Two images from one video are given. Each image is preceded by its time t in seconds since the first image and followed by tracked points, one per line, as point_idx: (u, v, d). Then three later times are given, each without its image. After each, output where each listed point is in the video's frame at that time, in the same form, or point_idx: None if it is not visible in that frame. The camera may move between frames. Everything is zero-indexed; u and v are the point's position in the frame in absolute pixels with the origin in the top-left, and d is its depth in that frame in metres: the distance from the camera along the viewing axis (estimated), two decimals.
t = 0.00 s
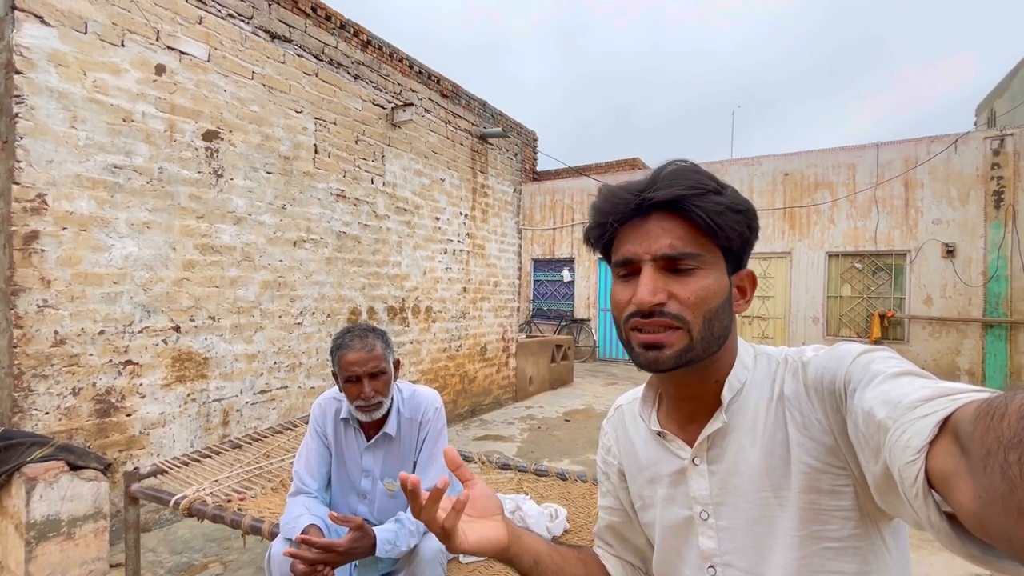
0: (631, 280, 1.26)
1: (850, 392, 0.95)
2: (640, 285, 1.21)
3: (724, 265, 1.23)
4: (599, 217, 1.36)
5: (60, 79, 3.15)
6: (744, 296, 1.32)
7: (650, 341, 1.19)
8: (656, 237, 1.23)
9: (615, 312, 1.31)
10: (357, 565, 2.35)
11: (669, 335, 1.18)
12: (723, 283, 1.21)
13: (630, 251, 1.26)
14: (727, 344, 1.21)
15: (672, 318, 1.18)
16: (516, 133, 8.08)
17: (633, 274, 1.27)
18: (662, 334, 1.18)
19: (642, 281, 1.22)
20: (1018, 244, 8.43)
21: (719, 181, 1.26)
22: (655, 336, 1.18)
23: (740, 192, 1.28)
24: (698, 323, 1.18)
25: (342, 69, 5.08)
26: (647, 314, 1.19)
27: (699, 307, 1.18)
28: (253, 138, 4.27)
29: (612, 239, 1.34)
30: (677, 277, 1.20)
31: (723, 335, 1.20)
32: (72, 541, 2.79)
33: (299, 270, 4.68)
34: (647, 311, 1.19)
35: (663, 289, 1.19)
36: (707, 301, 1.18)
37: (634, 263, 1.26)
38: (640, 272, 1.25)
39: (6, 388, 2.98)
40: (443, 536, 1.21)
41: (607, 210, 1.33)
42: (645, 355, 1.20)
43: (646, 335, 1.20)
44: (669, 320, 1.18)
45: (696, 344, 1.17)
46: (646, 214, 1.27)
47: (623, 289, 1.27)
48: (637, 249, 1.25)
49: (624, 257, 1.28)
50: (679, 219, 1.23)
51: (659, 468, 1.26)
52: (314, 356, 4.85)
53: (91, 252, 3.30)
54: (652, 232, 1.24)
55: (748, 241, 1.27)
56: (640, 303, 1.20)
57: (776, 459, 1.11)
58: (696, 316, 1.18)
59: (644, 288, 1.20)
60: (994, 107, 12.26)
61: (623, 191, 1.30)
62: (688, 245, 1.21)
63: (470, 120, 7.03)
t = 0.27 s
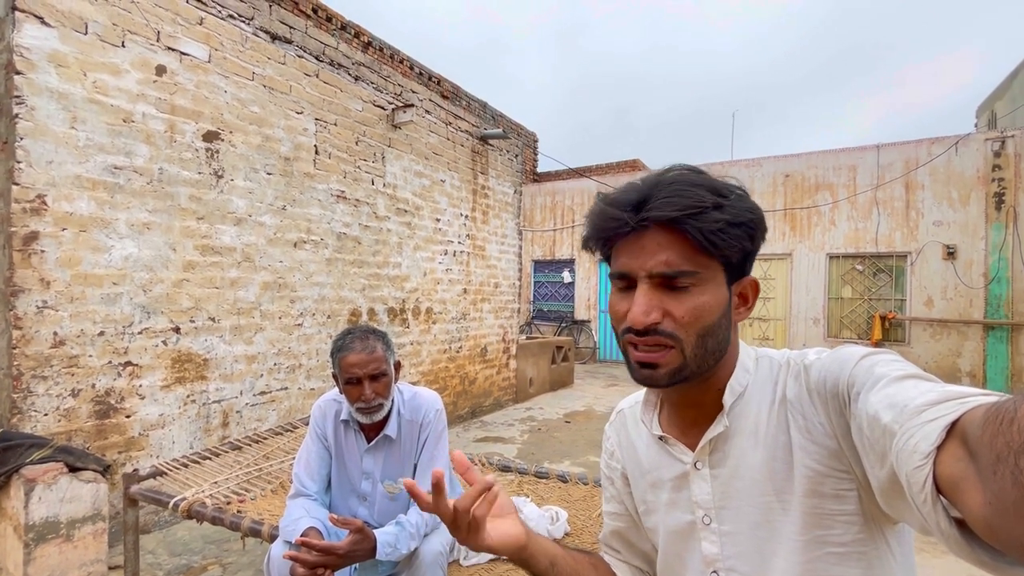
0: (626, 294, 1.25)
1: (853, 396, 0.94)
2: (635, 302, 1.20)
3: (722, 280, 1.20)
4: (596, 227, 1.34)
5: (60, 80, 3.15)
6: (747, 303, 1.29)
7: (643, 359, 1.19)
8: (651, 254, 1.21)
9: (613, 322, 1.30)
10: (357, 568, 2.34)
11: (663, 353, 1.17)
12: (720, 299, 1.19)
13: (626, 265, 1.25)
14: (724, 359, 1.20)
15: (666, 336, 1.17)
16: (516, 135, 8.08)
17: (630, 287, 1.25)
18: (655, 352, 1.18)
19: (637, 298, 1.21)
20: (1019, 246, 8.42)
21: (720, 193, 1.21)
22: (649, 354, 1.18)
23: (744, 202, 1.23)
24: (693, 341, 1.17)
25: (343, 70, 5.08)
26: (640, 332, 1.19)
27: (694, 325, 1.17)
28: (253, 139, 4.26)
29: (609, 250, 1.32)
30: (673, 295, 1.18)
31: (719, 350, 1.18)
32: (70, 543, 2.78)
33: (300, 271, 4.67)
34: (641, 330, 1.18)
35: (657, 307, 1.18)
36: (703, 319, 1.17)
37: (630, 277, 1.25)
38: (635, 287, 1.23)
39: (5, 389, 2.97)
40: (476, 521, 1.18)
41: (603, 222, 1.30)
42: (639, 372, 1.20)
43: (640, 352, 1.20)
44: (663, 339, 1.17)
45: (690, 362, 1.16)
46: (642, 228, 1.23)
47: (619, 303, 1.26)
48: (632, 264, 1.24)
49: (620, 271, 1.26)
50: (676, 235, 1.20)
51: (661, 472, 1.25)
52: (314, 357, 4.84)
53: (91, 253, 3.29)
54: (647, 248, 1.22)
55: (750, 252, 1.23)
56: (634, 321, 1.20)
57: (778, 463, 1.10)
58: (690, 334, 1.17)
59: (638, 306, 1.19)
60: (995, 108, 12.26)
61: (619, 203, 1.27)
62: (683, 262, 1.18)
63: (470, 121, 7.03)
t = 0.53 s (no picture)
0: (647, 281, 1.25)
1: (847, 394, 0.95)
2: (661, 288, 1.21)
3: (736, 271, 1.26)
4: (614, 214, 1.32)
5: (64, 81, 3.17)
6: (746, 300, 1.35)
7: (667, 344, 1.19)
8: (678, 240, 1.23)
9: (625, 312, 1.29)
10: (358, 567, 2.35)
11: (687, 338, 1.18)
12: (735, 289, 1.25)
13: (650, 251, 1.25)
14: (735, 349, 1.24)
15: (690, 322, 1.19)
16: (517, 135, 8.09)
17: (650, 275, 1.26)
18: (679, 337, 1.18)
19: (663, 284, 1.21)
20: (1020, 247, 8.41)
21: (737, 188, 1.29)
22: (674, 340, 1.18)
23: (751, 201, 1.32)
24: (714, 327, 1.19)
25: (345, 71, 5.09)
26: (667, 317, 1.19)
27: (714, 312, 1.20)
28: (255, 140, 4.28)
29: (627, 237, 1.31)
30: (697, 282, 1.21)
31: (732, 340, 1.22)
32: (73, 542, 2.79)
33: (301, 272, 4.69)
34: (667, 314, 1.19)
35: (684, 293, 1.20)
36: (722, 307, 1.20)
37: (651, 264, 1.25)
38: (658, 274, 1.24)
39: (9, 388, 2.99)
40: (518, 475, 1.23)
41: (627, 207, 1.29)
42: (661, 358, 1.19)
43: (664, 337, 1.19)
44: (688, 324, 1.18)
45: (713, 349, 1.18)
46: (667, 216, 1.26)
47: (638, 291, 1.26)
48: (656, 251, 1.24)
49: (641, 257, 1.26)
50: (701, 224, 1.24)
51: (658, 469, 1.25)
52: (315, 357, 4.85)
53: (94, 253, 3.30)
54: (673, 235, 1.23)
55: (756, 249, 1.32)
56: (660, 306, 1.20)
57: (774, 460, 1.11)
58: (712, 320, 1.19)
59: (666, 291, 1.20)
60: (996, 109, 12.26)
61: (645, 189, 1.28)
62: (708, 250, 1.22)
63: (472, 122, 7.04)
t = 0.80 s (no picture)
0: (646, 287, 1.24)
1: (848, 393, 0.94)
2: (661, 294, 1.20)
3: (734, 274, 1.26)
4: (611, 221, 1.31)
5: (66, 80, 3.17)
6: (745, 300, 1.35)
7: (669, 350, 1.18)
8: (676, 245, 1.22)
9: (624, 317, 1.28)
10: (359, 567, 2.35)
11: (689, 343, 1.18)
12: (734, 292, 1.24)
13: (648, 257, 1.24)
14: (735, 351, 1.24)
15: (691, 327, 1.18)
16: (519, 135, 8.09)
17: (649, 280, 1.25)
18: (681, 343, 1.18)
19: (662, 290, 1.21)
20: None
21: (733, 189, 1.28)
22: (676, 346, 1.18)
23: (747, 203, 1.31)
24: (715, 332, 1.19)
25: (347, 71, 5.09)
26: (667, 324, 1.18)
27: (715, 317, 1.20)
28: (257, 140, 4.28)
29: (624, 244, 1.30)
30: (696, 287, 1.21)
31: (733, 342, 1.22)
32: (75, 541, 2.79)
33: (303, 271, 4.69)
34: (668, 321, 1.18)
35: (684, 299, 1.19)
36: (722, 311, 1.20)
37: (650, 270, 1.24)
38: (657, 280, 1.23)
39: (12, 388, 2.99)
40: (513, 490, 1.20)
41: (623, 214, 1.28)
42: (663, 365, 1.19)
43: (665, 343, 1.19)
44: (689, 330, 1.18)
45: (715, 353, 1.18)
46: (665, 221, 1.24)
47: (637, 297, 1.25)
48: (655, 257, 1.23)
49: (639, 263, 1.25)
50: (699, 228, 1.23)
51: (660, 470, 1.25)
52: (317, 357, 4.85)
53: (96, 253, 3.31)
54: (671, 240, 1.23)
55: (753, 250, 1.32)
56: (661, 313, 1.19)
57: (776, 461, 1.10)
58: (712, 325, 1.19)
59: (666, 298, 1.19)
60: (999, 109, 12.23)
61: (642, 195, 1.26)
62: (707, 254, 1.21)
63: (474, 122, 7.05)
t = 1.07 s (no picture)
0: (648, 287, 1.24)
1: (853, 395, 0.94)
2: (662, 294, 1.20)
3: (737, 273, 1.25)
4: (612, 222, 1.31)
5: (69, 81, 3.18)
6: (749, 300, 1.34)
7: (672, 350, 1.18)
8: (677, 245, 1.22)
9: (627, 318, 1.28)
10: (362, 566, 2.35)
11: (691, 342, 1.17)
12: (737, 291, 1.24)
13: (649, 257, 1.24)
14: (739, 351, 1.24)
15: (694, 327, 1.18)
16: (521, 135, 8.08)
17: (650, 281, 1.25)
18: (684, 342, 1.18)
19: (664, 289, 1.20)
20: None
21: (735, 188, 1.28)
22: (678, 346, 1.18)
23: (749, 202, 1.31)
24: (718, 331, 1.19)
25: (349, 71, 5.10)
26: (669, 323, 1.18)
27: (718, 316, 1.19)
28: (260, 139, 4.28)
29: (625, 244, 1.30)
30: (698, 286, 1.21)
31: (736, 342, 1.22)
32: (78, 540, 2.80)
33: (305, 271, 4.69)
34: (670, 320, 1.18)
35: (685, 298, 1.19)
36: (725, 310, 1.20)
37: (652, 270, 1.24)
38: (658, 280, 1.23)
39: (15, 387, 3.00)
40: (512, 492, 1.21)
41: (624, 214, 1.28)
42: (665, 364, 1.19)
43: (667, 343, 1.19)
44: (691, 330, 1.18)
45: (717, 352, 1.18)
46: (665, 221, 1.24)
47: (639, 298, 1.25)
48: (656, 256, 1.23)
49: (641, 263, 1.25)
50: (699, 227, 1.23)
51: (661, 470, 1.25)
52: (319, 357, 4.86)
53: (99, 253, 3.32)
54: (672, 240, 1.23)
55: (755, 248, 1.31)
56: (662, 312, 1.19)
57: (779, 461, 1.10)
58: (715, 324, 1.19)
59: (667, 297, 1.19)
60: (1003, 108, 12.19)
61: (642, 195, 1.26)
62: (708, 254, 1.21)
63: (476, 121, 7.04)
